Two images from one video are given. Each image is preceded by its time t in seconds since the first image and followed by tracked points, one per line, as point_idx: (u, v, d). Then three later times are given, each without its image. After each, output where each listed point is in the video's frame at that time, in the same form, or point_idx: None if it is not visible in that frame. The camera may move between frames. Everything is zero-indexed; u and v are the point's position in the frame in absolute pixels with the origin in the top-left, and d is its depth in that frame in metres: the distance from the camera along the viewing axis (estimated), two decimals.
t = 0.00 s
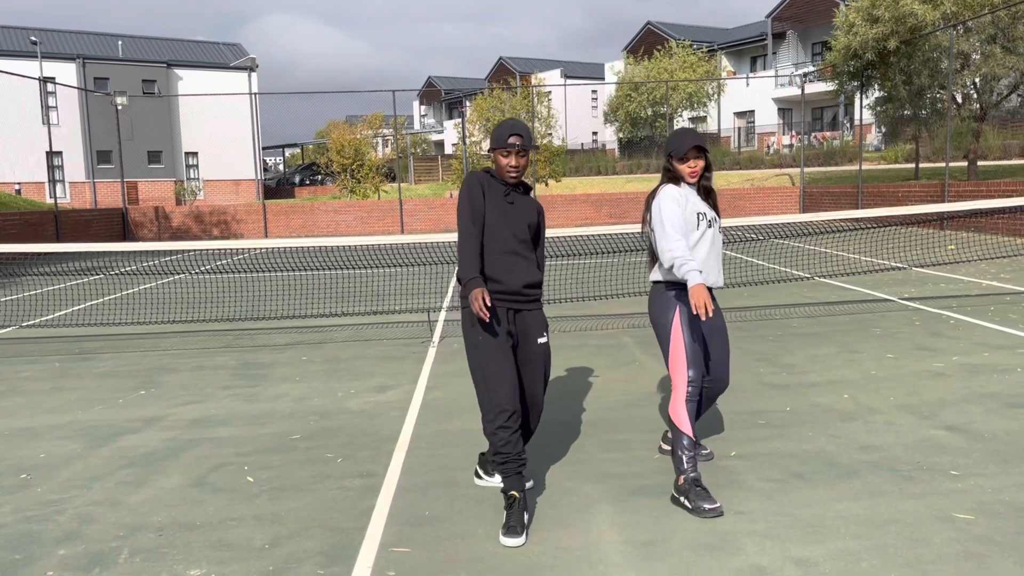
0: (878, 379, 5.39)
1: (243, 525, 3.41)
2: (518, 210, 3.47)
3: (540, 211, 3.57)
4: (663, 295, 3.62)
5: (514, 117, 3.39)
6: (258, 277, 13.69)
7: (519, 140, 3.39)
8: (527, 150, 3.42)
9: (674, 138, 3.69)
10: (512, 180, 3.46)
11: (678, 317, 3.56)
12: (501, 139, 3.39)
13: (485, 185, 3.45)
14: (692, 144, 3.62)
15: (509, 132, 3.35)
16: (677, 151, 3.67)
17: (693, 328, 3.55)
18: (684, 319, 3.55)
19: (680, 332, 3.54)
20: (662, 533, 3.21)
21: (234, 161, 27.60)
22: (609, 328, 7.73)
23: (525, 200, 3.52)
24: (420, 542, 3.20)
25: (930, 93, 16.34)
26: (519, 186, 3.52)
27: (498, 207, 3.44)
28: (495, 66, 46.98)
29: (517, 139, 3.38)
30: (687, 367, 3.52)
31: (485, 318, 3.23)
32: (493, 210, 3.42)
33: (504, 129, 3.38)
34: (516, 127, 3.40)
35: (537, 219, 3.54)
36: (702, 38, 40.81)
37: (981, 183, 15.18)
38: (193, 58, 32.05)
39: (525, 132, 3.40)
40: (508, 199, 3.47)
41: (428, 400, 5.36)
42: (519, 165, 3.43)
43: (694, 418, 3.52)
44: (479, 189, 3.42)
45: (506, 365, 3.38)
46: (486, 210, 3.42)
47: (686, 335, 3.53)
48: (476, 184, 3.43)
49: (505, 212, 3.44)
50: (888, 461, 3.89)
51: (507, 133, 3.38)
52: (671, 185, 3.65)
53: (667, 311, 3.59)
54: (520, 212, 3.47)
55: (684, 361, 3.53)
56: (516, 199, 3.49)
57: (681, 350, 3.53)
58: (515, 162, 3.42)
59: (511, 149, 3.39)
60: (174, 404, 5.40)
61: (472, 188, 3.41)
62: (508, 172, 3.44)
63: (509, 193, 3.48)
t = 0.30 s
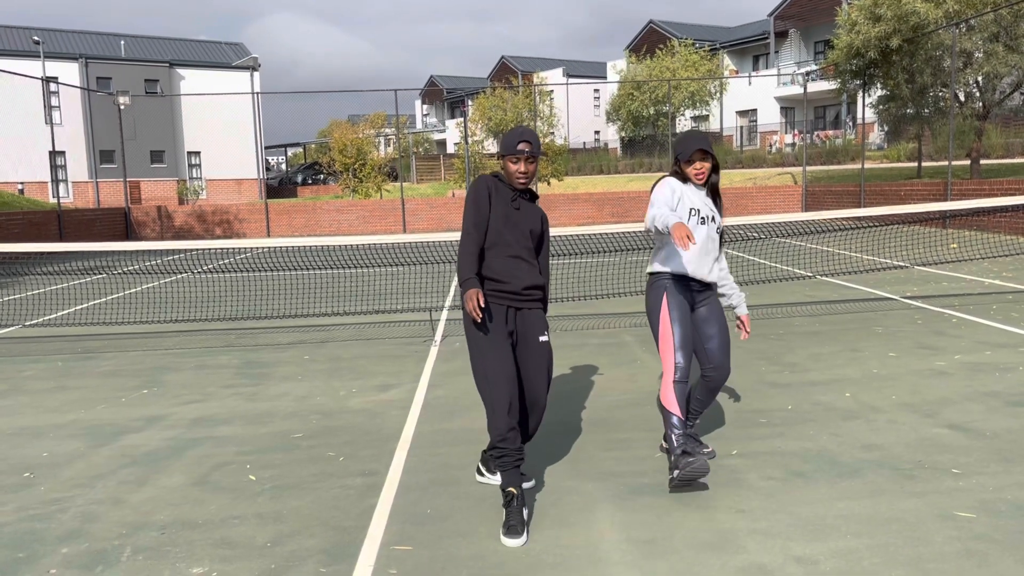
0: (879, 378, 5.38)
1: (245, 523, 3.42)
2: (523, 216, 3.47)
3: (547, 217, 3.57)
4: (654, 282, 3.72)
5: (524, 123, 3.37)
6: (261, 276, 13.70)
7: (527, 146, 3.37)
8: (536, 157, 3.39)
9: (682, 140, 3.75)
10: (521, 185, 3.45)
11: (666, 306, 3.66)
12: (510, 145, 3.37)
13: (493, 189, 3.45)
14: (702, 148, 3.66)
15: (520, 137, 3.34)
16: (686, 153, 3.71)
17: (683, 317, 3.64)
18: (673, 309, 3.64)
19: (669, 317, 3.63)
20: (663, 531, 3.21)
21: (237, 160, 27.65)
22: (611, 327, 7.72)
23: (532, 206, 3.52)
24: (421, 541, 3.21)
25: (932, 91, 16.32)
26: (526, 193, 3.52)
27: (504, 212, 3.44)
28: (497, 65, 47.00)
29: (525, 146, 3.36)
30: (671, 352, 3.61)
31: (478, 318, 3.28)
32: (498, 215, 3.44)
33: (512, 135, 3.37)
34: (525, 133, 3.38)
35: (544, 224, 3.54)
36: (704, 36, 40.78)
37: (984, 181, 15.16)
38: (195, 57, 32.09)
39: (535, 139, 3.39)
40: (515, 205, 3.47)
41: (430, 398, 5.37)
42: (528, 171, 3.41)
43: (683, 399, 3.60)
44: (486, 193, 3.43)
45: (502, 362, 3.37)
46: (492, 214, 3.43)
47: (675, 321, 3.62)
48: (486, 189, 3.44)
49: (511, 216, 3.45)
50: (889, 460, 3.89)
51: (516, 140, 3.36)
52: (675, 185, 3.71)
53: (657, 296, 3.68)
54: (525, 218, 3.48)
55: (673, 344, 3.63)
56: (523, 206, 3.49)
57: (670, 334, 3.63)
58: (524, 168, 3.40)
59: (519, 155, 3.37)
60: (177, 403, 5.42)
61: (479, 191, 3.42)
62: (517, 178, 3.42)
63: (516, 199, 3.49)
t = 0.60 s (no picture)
0: (883, 377, 5.37)
1: (249, 522, 3.44)
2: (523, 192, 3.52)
3: (553, 193, 3.58)
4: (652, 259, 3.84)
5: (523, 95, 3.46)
6: (265, 275, 13.73)
7: (527, 117, 3.46)
8: (536, 126, 3.48)
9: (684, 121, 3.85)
10: (525, 158, 3.53)
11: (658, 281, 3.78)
12: (509, 119, 3.48)
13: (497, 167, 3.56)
14: (700, 123, 3.75)
15: (518, 110, 3.43)
16: (689, 131, 3.82)
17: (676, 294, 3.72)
18: (669, 290, 3.73)
19: (661, 288, 3.74)
20: (666, 530, 3.22)
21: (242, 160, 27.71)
22: (614, 326, 7.72)
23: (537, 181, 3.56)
24: (424, 539, 3.21)
25: (937, 90, 16.30)
26: (535, 167, 3.57)
27: (502, 191, 3.51)
28: (501, 65, 47.02)
29: (524, 117, 3.46)
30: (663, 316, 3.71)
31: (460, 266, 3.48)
32: (494, 196, 3.51)
33: (510, 108, 3.47)
34: (525, 106, 3.47)
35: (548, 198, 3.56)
36: (709, 36, 40.72)
37: (989, 180, 15.10)
38: (200, 57, 32.16)
39: (534, 112, 3.48)
40: (518, 183, 3.52)
41: (433, 398, 5.38)
42: (530, 143, 3.50)
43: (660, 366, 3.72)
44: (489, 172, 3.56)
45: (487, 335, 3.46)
46: (487, 196, 3.52)
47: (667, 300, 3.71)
48: (487, 170, 3.56)
49: (510, 194, 3.51)
50: (893, 459, 3.88)
51: (516, 112, 3.45)
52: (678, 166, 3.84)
53: (654, 270, 3.79)
54: (525, 196, 3.52)
55: (662, 314, 3.72)
56: (526, 182, 3.54)
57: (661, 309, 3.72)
58: (525, 141, 3.49)
59: (519, 126, 3.47)
60: (182, 402, 5.44)
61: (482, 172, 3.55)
62: (519, 151, 3.51)
63: (519, 174, 3.54)
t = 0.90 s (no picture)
0: (888, 377, 5.36)
1: (254, 521, 3.45)
2: (513, 198, 3.53)
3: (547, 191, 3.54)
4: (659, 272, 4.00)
5: (509, 104, 3.45)
6: (270, 275, 13.76)
7: (515, 127, 3.46)
8: (523, 136, 3.46)
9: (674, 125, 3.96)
10: (511, 165, 3.52)
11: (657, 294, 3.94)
12: (497, 127, 3.47)
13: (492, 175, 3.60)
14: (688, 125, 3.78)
15: (504, 120, 3.42)
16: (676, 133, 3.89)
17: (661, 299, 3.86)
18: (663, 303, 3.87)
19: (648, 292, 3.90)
20: (669, 530, 3.22)
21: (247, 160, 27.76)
22: (618, 326, 7.72)
23: (528, 184, 3.54)
24: (428, 539, 3.23)
25: (943, 89, 16.26)
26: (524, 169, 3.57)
27: (493, 199, 3.56)
28: (506, 64, 47.04)
29: (512, 127, 3.45)
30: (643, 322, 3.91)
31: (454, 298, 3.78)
32: (487, 205, 3.57)
33: (497, 117, 3.47)
34: (513, 115, 3.46)
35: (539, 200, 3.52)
36: (714, 35, 40.64)
37: (995, 180, 15.05)
38: (206, 57, 32.25)
39: (522, 120, 3.46)
40: (507, 189, 3.55)
41: (438, 397, 5.39)
42: (517, 151, 3.49)
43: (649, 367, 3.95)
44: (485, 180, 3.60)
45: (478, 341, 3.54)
46: (481, 205, 3.59)
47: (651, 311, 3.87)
48: (484, 180, 3.61)
49: (501, 200, 3.54)
50: (898, 459, 3.87)
51: (504, 121, 3.45)
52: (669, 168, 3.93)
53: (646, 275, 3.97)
54: (516, 199, 3.52)
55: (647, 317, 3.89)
56: (517, 186, 3.55)
57: (648, 324, 3.88)
58: (512, 149, 3.48)
59: (507, 135, 3.46)
60: (187, 401, 5.46)
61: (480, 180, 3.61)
62: (506, 159, 3.51)
63: (509, 179, 3.56)
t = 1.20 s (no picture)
0: (892, 378, 5.35)
1: (259, 520, 3.46)
2: (508, 211, 3.52)
3: (538, 200, 3.53)
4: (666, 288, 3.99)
5: (496, 119, 3.41)
6: (275, 275, 13.79)
7: (504, 141, 3.43)
8: (512, 150, 3.45)
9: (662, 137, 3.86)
10: (502, 179, 3.52)
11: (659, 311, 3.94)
12: (486, 144, 3.45)
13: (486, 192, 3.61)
14: (667, 141, 3.70)
15: (494, 134, 3.39)
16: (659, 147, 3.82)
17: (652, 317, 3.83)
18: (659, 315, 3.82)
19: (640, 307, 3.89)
20: (672, 530, 3.22)
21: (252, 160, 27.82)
22: (622, 326, 7.72)
23: (520, 196, 3.54)
24: (432, 538, 3.23)
25: (949, 88, 16.21)
26: (515, 183, 3.57)
27: (490, 216, 3.56)
28: (510, 64, 47.04)
29: (501, 141, 3.42)
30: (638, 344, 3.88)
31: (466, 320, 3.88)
32: (484, 223, 3.58)
33: (484, 133, 3.45)
34: (501, 129, 3.42)
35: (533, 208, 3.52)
36: (719, 35, 40.55)
37: (1001, 180, 15.00)
38: (211, 57, 32.34)
39: (511, 134, 3.42)
40: (500, 205, 3.55)
41: (441, 397, 5.39)
42: (506, 165, 3.49)
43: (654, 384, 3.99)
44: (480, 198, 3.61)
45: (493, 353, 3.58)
46: (479, 225, 3.60)
47: (644, 327, 3.83)
48: (479, 199, 3.62)
49: (497, 217, 3.54)
50: (902, 460, 3.87)
51: (492, 136, 3.42)
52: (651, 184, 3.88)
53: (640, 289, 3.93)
54: (511, 213, 3.52)
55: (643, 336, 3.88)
56: (509, 200, 3.55)
57: (644, 341, 3.83)
58: (502, 163, 3.48)
59: (496, 150, 3.44)
60: (192, 401, 5.48)
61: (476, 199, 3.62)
62: (496, 173, 3.51)
63: (501, 195, 3.56)
